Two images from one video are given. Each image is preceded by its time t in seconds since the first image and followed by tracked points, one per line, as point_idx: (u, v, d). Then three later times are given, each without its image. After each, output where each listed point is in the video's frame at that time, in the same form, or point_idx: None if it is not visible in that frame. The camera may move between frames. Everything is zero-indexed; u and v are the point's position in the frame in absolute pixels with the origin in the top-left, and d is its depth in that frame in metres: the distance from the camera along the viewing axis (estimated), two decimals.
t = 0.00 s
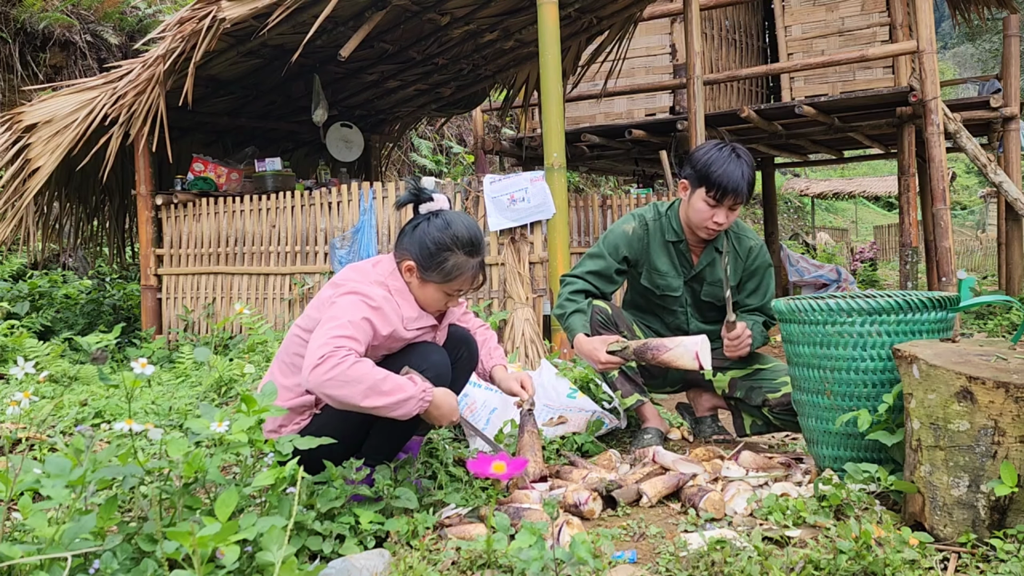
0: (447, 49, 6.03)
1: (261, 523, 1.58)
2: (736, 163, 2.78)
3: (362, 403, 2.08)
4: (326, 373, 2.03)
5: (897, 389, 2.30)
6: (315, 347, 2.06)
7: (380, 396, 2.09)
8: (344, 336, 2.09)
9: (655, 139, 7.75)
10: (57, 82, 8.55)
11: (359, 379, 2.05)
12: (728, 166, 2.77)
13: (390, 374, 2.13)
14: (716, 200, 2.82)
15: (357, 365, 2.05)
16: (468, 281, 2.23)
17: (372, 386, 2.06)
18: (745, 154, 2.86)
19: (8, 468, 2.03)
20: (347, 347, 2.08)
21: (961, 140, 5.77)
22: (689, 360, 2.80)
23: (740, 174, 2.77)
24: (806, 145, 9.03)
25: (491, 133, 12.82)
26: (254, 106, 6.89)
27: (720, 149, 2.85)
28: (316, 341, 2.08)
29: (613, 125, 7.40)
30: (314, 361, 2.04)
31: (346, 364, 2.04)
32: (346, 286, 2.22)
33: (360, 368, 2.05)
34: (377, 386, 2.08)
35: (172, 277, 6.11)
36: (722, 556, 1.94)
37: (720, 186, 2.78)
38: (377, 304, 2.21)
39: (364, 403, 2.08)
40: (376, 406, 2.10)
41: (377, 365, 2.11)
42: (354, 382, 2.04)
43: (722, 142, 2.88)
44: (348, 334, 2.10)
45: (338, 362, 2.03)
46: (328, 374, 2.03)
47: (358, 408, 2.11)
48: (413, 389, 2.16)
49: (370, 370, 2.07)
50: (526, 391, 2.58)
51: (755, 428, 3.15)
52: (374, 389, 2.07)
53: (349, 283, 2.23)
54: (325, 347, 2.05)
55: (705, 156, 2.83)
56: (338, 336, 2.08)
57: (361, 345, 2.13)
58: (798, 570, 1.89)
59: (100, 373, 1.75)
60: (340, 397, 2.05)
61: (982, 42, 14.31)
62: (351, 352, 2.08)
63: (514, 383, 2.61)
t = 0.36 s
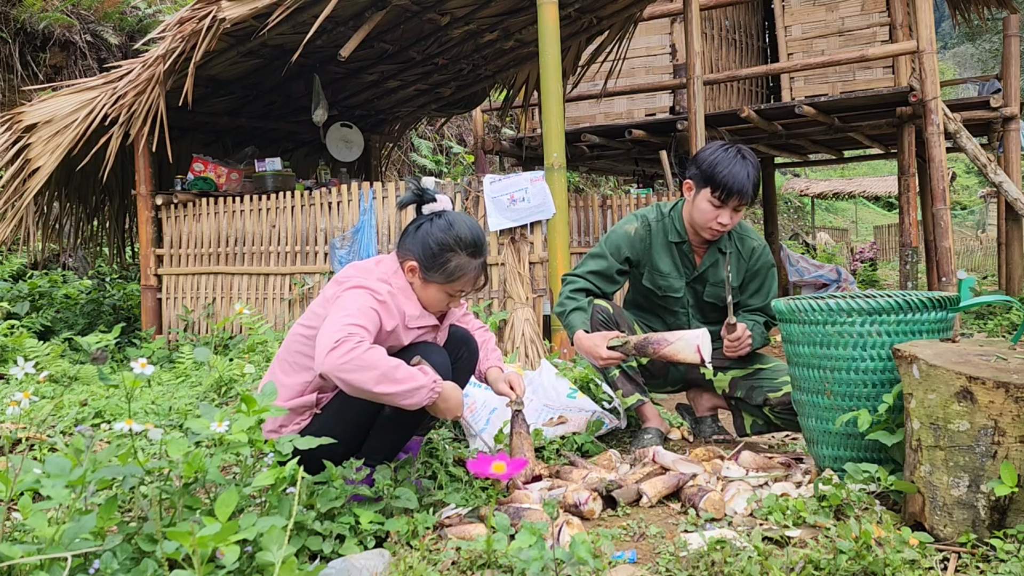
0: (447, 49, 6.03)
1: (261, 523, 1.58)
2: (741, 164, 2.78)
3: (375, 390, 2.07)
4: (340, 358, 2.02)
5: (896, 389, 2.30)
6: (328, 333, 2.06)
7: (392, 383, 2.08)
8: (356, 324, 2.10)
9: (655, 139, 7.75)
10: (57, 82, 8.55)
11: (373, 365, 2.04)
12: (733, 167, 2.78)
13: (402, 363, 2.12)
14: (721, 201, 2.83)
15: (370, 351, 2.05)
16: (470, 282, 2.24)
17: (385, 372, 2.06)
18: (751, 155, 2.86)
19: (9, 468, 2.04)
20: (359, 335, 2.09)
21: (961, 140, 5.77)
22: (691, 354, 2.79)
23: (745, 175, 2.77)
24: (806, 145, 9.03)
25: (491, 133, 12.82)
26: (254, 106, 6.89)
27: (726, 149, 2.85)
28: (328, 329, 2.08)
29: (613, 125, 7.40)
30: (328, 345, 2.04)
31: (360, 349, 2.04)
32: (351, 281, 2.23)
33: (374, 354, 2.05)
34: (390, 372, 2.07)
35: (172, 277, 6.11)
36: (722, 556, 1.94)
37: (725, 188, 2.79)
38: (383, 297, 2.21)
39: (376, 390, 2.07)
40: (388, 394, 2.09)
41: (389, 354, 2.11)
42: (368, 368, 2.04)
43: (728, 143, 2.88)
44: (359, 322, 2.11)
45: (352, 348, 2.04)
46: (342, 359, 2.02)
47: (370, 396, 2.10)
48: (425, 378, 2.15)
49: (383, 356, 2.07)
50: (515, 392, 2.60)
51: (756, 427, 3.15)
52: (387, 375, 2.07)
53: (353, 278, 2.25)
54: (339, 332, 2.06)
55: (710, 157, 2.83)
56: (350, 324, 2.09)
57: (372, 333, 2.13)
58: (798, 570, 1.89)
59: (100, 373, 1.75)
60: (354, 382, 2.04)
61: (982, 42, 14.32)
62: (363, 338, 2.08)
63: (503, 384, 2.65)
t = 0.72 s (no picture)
0: (447, 49, 6.03)
1: (261, 523, 1.58)
2: (745, 164, 2.78)
3: (388, 415, 2.08)
4: (357, 382, 2.01)
5: (896, 389, 2.30)
6: (343, 352, 2.04)
7: (404, 409, 2.09)
8: (369, 343, 2.08)
9: (655, 139, 7.75)
10: (57, 82, 8.55)
11: (388, 391, 2.05)
12: (737, 166, 2.77)
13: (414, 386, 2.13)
14: (725, 200, 2.83)
15: (386, 376, 2.05)
16: (470, 282, 2.24)
17: (399, 399, 2.07)
18: (751, 151, 2.86)
19: (9, 468, 2.04)
20: (375, 356, 2.07)
21: (961, 140, 5.77)
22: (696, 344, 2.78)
23: (749, 174, 2.77)
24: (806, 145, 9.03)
25: (491, 133, 12.82)
26: (254, 106, 6.89)
27: (728, 148, 2.84)
28: (342, 345, 2.05)
29: (613, 125, 7.40)
30: (345, 366, 2.02)
31: (376, 374, 2.04)
32: (357, 283, 2.20)
33: (391, 381, 2.05)
34: (403, 399, 2.08)
35: (172, 277, 6.11)
36: (722, 556, 1.94)
37: (727, 187, 2.79)
38: (389, 305, 2.19)
39: (388, 415, 2.08)
40: (399, 419, 2.10)
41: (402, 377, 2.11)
42: (383, 394, 2.04)
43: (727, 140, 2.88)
44: (373, 341, 2.09)
45: (369, 372, 2.03)
46: (359, 383, 2.02)
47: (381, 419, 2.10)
48: (434, 403, 2.17)
49: (398, 382, 2.07)
50: (516, 392, 2.62)
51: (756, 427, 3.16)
52: (400, 402, 2.08)
53: (359, 281, 2.21)
54: (356, 353, 2.03)
55: (713, 156, 2.82)
56: (365, 342, 2.07)
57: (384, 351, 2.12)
58: (798, 570, 1.89)
59: (101, 373, 1.75)
60: (368, 406, 2.04)
61: (982, 41, 14.32)
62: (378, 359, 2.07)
63: (504, 384, 2.66)
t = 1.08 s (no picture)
0: (447, 49, 6.03)
1: (261, 523, 1.58)
2: (754, 151, 2.82)
3: (373, 425, 2.08)
4: (344, 394, 2.01)
5: (896, 389, 2.30)
6: (332, 364, 2.03)
7: (390, 420, 2.09)
8: (360, 352, 2.07)
9: (655, 139, 7.75)
10: (57, 82, 8.55)
11: (376, 402, 2.05)
12: (747, 154, 2.80)
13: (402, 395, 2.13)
14: (739, 189, 2.83)
15: (374, 388, 2.04)
16: (471, 282, 2.24)
17: (386, 409, 2.07)
18: (750, 140, 2.90)
19: (9, 468, 2.04)
20: (364, 366, 2.06)
21: (961, 140, 5.78)
22: (755, 270, 2.55)
23: (759, 161, 2.80)
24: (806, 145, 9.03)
25: (491, 133, 12.83)
26: (254, 106, 6.89)
27: (729, 140, 2.87)
28: (331, 355, 2.04)
29: (613, 125, 7.40)
30: (332, 379, 2.01)
31: (363, 386, 2.03)
32: (357, 287, 2.19)
33: (379, 392, 2.05)
34: (391, 410, 2.08)
35: (172, 277, 6.11)
36: (722, 556, 1.94)
37: (738, 176, 2.80)
38: (388, 310, 2.18)
39: (375, 424, 2.08)
40: (384, 428, 2.10)
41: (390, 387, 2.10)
42: (369, 405, 2.04)
43: (725, 134, 2.92)
44: (364, 350, 2.08)
45: (355, 384, 2.02)
46: (345, 395, 2.01)
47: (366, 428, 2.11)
48: (422, 412, 2.16)
49: (385, 394, 2.06)
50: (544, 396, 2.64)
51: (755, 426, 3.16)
52: (387, 412, 2.08)
53: (360, 284, 2.20)
54: (344, 365, 2.02)
55: (720, 150, 2.83)
56: (355, 353, 2.06)
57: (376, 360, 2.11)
58: (799, 570, 1.89)
59: (100, 373, 1.75)
60: (353, 416, 2.05)
61: (982, 41, 14.32)
62: (367, 370, 2.06)
63: (531, 384, 2.67)
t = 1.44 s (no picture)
0: (447, 49, 6.03)
1: (261, 523, 1.58)
2: (751, 145, 2.82)
3: (337, 407, 2.06)
4: (309, 372, 2.01)
5: (897, 389, 2.30)
6: (304, 344, 2.04)
7: (354, 402, 2.06)
8: (335, 337, 2.07)
9: (655, 139, 7.75)
10: (57, 82, 8.55)
11: (340, 383, 2.03)
12: (744, 147, 2.79)
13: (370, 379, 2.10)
14: (739, 183, 2.82)
15: (340, 370, 2.03)
16: (474, 279, 2.25)
17: (349, 390, 2.04)
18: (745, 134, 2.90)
19: (9, 468, 2.04)
20: (335, 348, 2.06)
21: (961, 140, 5.78)
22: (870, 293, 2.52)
23: (756, 154, 2.79)
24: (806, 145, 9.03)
25: (491, 133, 12.83)
26: (254, 106, 6.89)
27: (728, 134, 2.86)
28: (305, 337, 2.06)
29: (613, 125, 7.40)
30: (300, 357, 2.02)
31: (329, 365, 2.02)
32: (346, 284, 2.20)
33: (343, 373, 2.03)
34: (354, 392, 2.05)
35: (172, 277, 6.11)
36: (722, 556, 1.93)
37: (739, 170, 2.79)
38: (375, 306, 2.19)
39: (339, 406, 2.06)
40: (348, 410, 2.07)
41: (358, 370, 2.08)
42: (333, 385, 2.02)
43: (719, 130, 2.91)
44: (339, 335, 2.08)
45: (322, 362, 2.02)
46: (310, 372, 2.01)
47: (332, 411, 2.08)
48: (389, 397, 2.12)
49: (350, 376, 2.04)
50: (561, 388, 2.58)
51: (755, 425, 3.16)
52: (351, 394, 2.05)
53: (351, 279, 2.22)
54: (314, 344, 2.03)
55: (717, 142, 2.83)
56: (326, 335, 2.06)
57: (351, 347, 2.11)
58: (799, 570, 1.89)
59: (100, 373, 1.75)
60: (317, 396, 2.03)
61: (982, 41, 14.32)
62: (338, 354, 2.06)
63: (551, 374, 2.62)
